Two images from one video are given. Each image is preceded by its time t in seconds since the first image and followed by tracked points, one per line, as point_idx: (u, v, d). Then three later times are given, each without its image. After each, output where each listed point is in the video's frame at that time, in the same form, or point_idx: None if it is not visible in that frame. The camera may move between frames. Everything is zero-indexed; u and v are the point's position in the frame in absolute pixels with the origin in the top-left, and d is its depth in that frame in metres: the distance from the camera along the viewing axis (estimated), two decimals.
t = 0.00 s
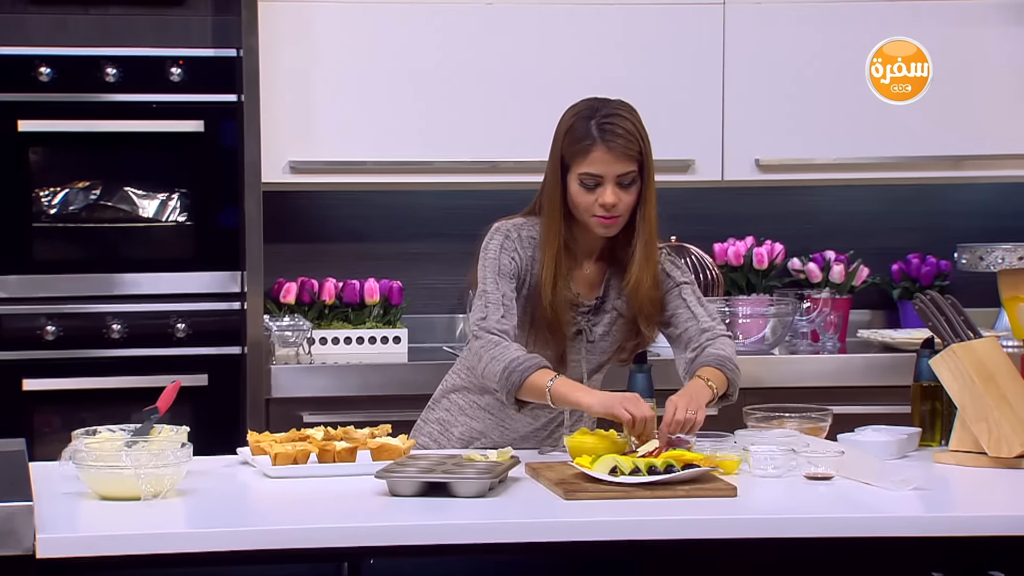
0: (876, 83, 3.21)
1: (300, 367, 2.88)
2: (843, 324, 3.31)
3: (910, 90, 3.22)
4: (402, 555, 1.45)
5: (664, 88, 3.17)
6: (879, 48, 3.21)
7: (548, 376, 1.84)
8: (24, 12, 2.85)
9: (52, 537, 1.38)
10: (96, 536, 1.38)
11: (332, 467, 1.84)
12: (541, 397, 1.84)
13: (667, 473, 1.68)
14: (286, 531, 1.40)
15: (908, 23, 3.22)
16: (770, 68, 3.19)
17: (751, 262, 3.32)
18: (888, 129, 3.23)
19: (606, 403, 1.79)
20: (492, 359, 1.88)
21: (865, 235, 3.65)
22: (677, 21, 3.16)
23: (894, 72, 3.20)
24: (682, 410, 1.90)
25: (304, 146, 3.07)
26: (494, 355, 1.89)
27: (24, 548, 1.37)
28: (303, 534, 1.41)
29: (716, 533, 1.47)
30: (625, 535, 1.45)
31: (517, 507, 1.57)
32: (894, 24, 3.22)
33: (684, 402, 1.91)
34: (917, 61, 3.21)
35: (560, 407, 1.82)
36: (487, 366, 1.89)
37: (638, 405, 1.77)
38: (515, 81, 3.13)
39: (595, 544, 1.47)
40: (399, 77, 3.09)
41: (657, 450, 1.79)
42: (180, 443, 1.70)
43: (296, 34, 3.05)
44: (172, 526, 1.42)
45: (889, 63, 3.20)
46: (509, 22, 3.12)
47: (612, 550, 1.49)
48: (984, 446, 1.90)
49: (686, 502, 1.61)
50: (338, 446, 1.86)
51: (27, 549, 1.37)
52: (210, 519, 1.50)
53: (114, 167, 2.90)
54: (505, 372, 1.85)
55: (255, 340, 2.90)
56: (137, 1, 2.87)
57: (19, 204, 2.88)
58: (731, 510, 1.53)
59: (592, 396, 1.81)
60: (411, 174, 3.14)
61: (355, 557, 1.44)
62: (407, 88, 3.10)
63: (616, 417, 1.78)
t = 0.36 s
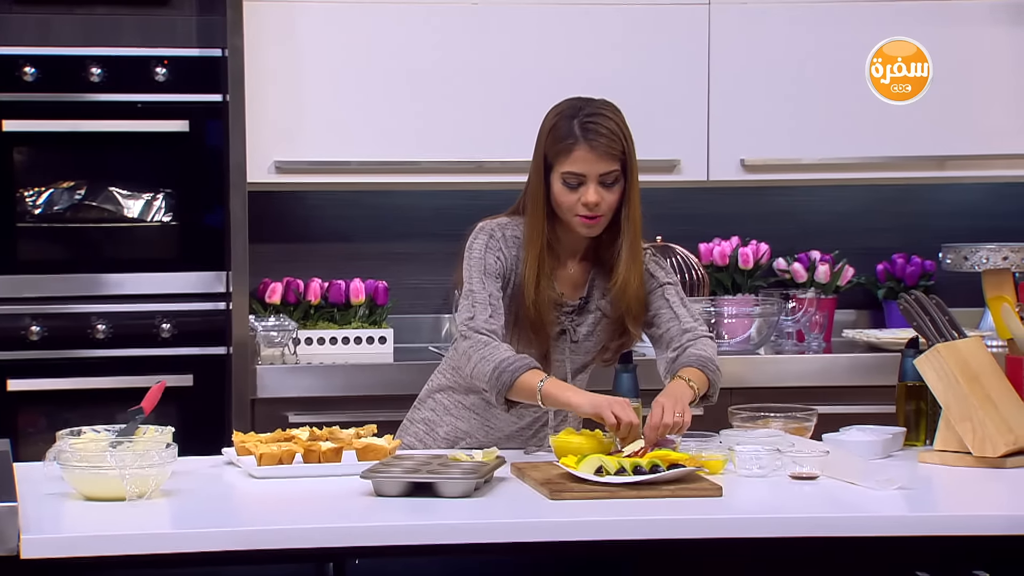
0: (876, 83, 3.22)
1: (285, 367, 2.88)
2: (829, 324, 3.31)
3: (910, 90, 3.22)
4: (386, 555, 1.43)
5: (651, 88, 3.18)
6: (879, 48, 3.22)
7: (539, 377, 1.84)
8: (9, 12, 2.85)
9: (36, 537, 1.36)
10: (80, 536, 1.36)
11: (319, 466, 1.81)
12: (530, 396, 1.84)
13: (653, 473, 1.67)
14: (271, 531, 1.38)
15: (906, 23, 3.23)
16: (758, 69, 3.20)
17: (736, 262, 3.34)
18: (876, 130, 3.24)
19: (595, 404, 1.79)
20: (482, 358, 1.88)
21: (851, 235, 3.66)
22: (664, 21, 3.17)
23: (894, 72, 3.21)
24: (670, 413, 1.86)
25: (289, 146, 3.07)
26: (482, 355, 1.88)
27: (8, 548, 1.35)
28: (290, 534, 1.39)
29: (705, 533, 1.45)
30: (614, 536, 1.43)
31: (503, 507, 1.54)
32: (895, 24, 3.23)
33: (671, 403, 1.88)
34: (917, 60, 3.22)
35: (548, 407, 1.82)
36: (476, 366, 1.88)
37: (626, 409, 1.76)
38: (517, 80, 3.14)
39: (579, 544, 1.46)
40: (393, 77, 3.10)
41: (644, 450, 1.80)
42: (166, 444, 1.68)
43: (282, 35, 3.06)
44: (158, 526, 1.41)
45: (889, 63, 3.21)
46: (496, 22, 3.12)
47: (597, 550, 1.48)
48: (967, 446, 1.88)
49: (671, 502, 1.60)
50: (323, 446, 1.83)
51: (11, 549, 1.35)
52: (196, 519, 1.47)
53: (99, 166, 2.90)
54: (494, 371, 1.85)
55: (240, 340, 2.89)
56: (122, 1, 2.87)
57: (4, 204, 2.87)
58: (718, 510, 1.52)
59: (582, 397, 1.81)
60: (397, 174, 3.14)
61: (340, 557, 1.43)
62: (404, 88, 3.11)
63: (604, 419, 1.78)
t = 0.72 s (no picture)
0: (876, 83, 3.22)
1: (285, 367, 2.88)
2: (828, 324, 3.31)
3: (910, 90, 3.23)
4: (387, 556, 1.43)
5: (650, 89, 3.18)
6: (879, 48, 3.22)
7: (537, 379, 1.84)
8: (8, 11, 2.84)
9: (35, 537, 1.35)
10: (82, 536, 1.36)
11: (319, 466, 1.81)
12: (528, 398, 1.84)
13: (652, 473, 1.67)
14: (272, 530, 1.38)
15: (906, 23, 3.23)
16: (754, 70, 3.20)
17: (735, 262, 3.34)
18: (875, 130, 3.24)
19: (591, 409, 1.78)
20: (480, 359, 1.88)
21: (850, 235, 3.66)
22: (662, 22, 3.17)
23: (894, 72, 3.21)
24: (672, 414, 1.85)
25: (287, 146, 3.08)
26: (482, 355, 1.88)
27: (7, 548, 1.35)
28: (291, 534, 1.39)
29: (704, 533, 1.45)
30: (615, 536, 1.43)
31: (502, 507, 1.54)
32: (895, 24, 3.23)
33: (673, 404, 1.88)
34: (917, 61, 3.22)
35: (547, 409, 1.82)
36: (475, 367, 1.88)
37: (621, 416, 1.75)
38: (518, 80, 3.14)
39: (578, 544, 1.46)
40: (394, 77, 3.10)
41: (644, 449, 1.82)
42: (165, 444, 1.68)
43: (281, 35, 3.06)
44: (157, 527, 1.40)
45: (889, 63, 3.21)
46: (495, 22, 3.12)
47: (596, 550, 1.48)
48: (967, 446, 1.88)
49: (670, 501, 1.60)
50: (322, 446, 1.83)
51: (9, 549, 1.35)
52: (194, 519, 1.47)
53: (99, 166, 2.90)
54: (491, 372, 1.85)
55: (239, 340, 2.90)
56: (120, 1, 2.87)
57: (4, 204, 2.87)
58: (717, 510, 1.51)
59: (579, 401, 1.80)
60: (396, 174, 3.14)
61: (339, 557, 1.42)
62: (406, 88, 3.11)
63: (601, 424, 1.77)
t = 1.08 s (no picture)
0: (876, 83, 3.22)
1: (285, 367, 2.88)
2: (828, 324, 3.31)
3: (910, 90, 3.23)
4: (388, 555, 1.44)
5: (650, 89, 3.18)
6: (879, 48, 3.22)
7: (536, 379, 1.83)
8: (8, 12, 2.85)
9: (35, 537, 1.35)
10: (84, 536, 1.36)
11: (319, 466, 1.81)
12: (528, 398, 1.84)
13: (653, 473, 1.67)
14: (273, 530, 1.38)
15: (906, 23, 3.23)
16: (752, 71, 3.19)
17: (736, 262, 3.35)
18: (874, 131, 3.24)
19: (592, 412, 1.78)
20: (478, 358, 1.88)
21: (850, 235, 3.66)
22: (660, 22, 3.17)
23: (894, 72, 3.21)
24: (688, 413, 1.86)
25: (285, 146, 3.08)
26: (482, 353, 1.88)
27: (7, 548, 1.35)
28: (292, 534, 1.39)
29: (704, 533, 1.44)
30: (615, 536, 1.43)
31: (502, 506, 1.54)
32: (895, 24, 3.23)
33: (688, 403, 1.88)
34: (917, 60, 3.22)
35: (547, 409, 1.82)
36: (476, 366, 1.88)
37: (621, 419, 1.75)
38: (519, 80, 3.14)
39: (579, 545, 1.46)
40: (394, 77, 3.10)
41: (644, 449, 1.80)
42: (165, 444, 1.68)
43: (282, 35, 3.06)
44: (156, 527, 1.40)
45: (889, 63, 3.21)
46: (494, 22, 3.12)
47: (596, 550, 1.47)
48: (967, 446, 1.88)
49: (670, 501, 1.60)
50: (323, 446, 1.83)
51: (10, 549, 1.35)
52: (195, 519, 1.47)
53: (99, 166, 2.90)
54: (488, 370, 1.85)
55: (240, 340, 2.91)
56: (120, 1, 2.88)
57: (4, 204, 2.87)
58: (718, 510, 1.51)
59: (581, 401, 1.80)
60: (396, 174, 3.14)
61: (340, 556, 1.42)
62: (406, 88, 3.11)
63: (602, 427, 1.77)
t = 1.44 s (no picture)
0: (876, 83, 3.22)
1: (285, 367, 2.89)
2: (828, 324, 3.31)
3: (910, 90, 3.23)
4: (388, 556, 1.44)
5: (650, 88, 3.18)
6: (879, 48, 3.21)
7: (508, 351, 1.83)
8: (8, 11, 2.85)
9: (35, 537, 1.35)
10: (84, 536, 1.36)
11: (319, 466, 1.81)
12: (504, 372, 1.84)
13: (653, 472, 1.67)
14: (273, 530, 1.38)
15: (906, 23, 3.23)
16: (751, 71, 3.19)
17: (736, 263, 3.36)
18: (875, 131, 3.24)
19: (552, 354, 1.79)
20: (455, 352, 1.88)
21: (850, 235, 3.66)
22: (660, 22, 3.17)
23: (894, 72, 3.21)
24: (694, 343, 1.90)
25: (286, 146, 3.08)
26: (455, 347, 1.89)
27: (8, 548, 1.35)
28: (293, 534, 1.39)
29: (704, 533, 1.44)
30: (615, 536, 1.43)
31: (502, 506, 1.54)
32: (895, 24, 3.23)
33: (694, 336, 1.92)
34: (917, 60, 3.22)
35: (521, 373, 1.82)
36: (453, 360, 1.89)
37: (580, 347, 1.76)
38: (520, 80, 3.14)
39: (578, 545, 1.45)
40: (395, 76, 3.10)
41: (643, 449, 1.80)
42: (165, 444, 1.68)
43: (282, 34, 3.06)
44: (156, 527, 1.40)
45: (889, 63, 3.21)
46: (494, 22, 3.12)
47: (596, 550, 1.47)
48: (967, 446, 1.88)
49: (670, 501, 1.60)
50: (323, 446, 1.83)
51: (10, 549, 1.35)
52: (195, 519, 1.47)
53: (99, 166, 2.90)
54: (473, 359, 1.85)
55: (241, 340, 2.91)
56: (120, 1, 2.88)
57: (5, 204, 2.87)
58: (718, 510, 1.51)
59: (541, 351, 1.81)
60: (396, 174, 3.14)
61: (340, 556, 1.42)
62: (407, 87, 3.11)
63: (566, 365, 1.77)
